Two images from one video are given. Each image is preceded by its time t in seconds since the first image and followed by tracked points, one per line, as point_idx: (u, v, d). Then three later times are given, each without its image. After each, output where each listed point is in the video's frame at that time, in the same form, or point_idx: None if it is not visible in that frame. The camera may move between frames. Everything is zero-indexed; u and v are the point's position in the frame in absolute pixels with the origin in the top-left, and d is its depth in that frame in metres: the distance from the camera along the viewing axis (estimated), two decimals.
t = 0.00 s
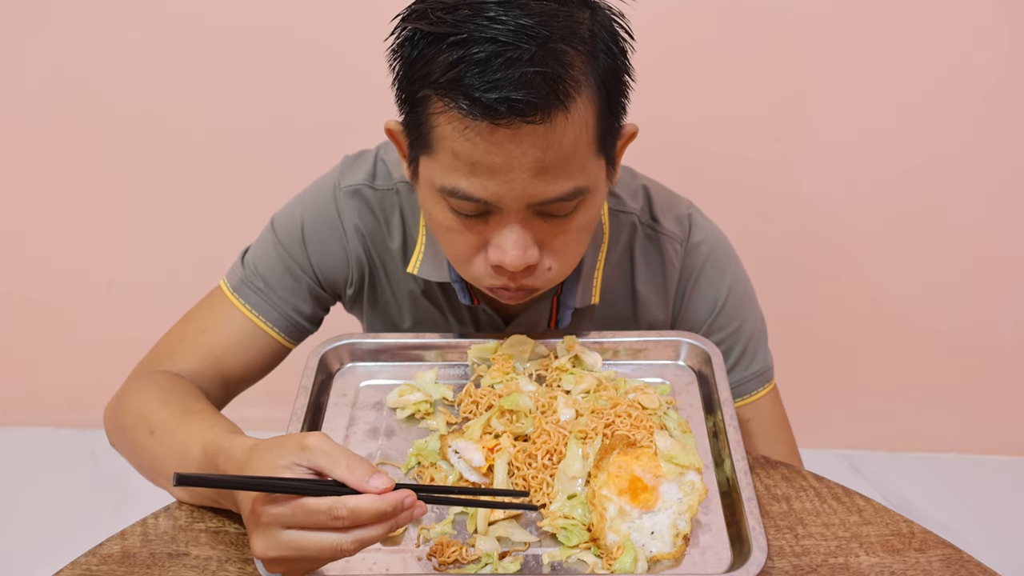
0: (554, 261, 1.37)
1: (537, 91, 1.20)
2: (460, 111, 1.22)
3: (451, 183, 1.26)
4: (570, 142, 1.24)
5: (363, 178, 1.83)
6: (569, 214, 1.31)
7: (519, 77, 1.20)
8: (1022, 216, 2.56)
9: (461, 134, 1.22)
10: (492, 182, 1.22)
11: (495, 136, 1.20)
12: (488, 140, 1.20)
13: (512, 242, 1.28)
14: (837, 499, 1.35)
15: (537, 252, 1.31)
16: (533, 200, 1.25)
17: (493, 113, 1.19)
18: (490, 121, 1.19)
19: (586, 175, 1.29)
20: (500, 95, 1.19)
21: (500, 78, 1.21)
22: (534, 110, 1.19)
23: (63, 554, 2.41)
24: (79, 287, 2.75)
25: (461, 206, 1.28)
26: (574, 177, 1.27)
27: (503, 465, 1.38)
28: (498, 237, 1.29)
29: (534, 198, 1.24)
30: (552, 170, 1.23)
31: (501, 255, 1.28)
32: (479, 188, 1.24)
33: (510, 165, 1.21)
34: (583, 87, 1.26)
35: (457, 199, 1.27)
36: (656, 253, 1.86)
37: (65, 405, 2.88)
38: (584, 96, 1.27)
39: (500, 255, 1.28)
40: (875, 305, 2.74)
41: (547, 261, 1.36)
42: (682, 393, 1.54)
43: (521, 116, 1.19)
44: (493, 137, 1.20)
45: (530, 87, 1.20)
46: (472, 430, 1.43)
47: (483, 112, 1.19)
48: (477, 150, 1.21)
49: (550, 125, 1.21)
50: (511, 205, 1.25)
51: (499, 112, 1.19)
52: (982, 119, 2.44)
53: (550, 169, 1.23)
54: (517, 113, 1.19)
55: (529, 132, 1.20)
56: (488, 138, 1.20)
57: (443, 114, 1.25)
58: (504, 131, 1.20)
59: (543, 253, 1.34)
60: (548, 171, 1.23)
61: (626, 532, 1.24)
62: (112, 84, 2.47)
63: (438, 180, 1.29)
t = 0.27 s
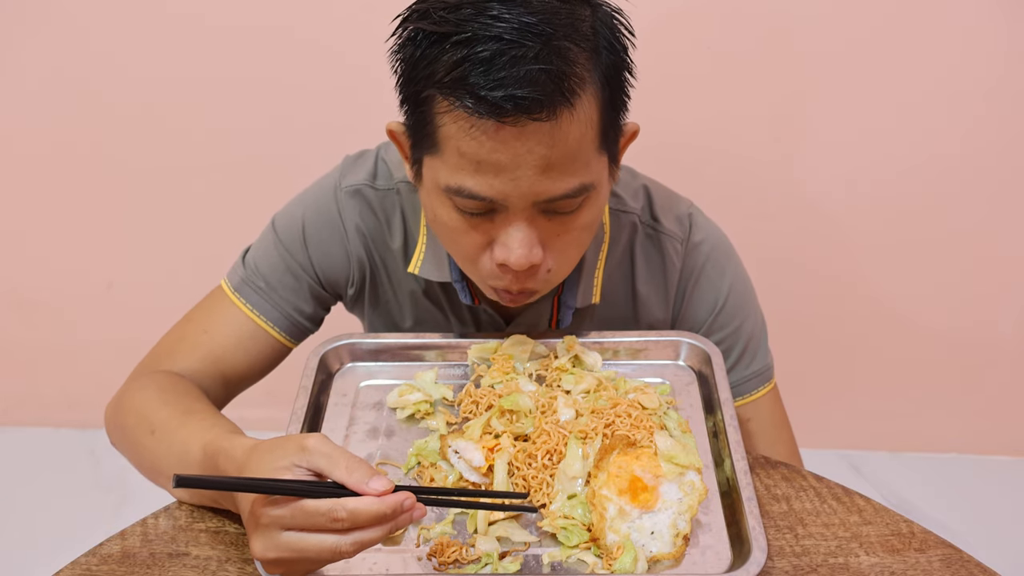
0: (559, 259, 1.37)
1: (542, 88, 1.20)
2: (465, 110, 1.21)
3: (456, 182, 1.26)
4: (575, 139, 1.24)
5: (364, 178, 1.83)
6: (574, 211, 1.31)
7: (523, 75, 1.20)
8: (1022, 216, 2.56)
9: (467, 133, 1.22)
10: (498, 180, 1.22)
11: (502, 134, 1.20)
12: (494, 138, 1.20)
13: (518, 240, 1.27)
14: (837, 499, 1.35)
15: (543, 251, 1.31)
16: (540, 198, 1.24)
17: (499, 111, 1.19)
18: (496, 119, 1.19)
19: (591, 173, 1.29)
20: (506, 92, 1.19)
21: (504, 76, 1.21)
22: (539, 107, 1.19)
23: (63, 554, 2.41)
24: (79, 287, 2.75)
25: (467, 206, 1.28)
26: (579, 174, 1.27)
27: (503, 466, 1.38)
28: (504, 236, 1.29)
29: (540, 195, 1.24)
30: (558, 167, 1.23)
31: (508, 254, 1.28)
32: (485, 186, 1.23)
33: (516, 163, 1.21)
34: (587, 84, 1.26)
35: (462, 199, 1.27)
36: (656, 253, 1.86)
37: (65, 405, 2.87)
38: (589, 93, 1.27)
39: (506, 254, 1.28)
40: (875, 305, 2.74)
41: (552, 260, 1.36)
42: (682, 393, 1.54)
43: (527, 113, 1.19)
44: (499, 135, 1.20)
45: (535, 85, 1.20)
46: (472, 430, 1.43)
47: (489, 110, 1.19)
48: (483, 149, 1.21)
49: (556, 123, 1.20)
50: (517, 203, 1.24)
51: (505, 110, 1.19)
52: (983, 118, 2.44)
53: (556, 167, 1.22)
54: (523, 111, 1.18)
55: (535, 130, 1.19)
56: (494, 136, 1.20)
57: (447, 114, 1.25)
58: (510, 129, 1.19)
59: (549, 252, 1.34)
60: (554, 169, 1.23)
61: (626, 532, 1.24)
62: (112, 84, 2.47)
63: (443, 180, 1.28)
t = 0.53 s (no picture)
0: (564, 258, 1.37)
1: (547, 87, 1.20)
2: (470, 110, 1.22)
3: (462, 183, 1.26)
4: (581, 138, 1.24)
5: (365, 178, 1.83)
6: (580, 209, 1.31)
7: (528, 74, 1.20)
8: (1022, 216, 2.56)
9: (472, 133, 1.22)
10: (505, 180, 1.22)
11: (508, 134, 1.20)
12: (500, 138, 1.20)
13: (524, 239, 1.27)
14: (837, 499, 1.35)
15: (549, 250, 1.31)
16: (546, 197, 1.24)
17: (505, 111, 1.19)
18: (502, 119, 1.19)
19: (596, 171, 1.29)
20: (511, 92, 1.19)
21: (509, 76, 1.21)
22: (545, 106, 1.19)
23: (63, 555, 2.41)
24: (79, 287, 2.75)
25: (473, 206, 1.28)
26: (585, 172, 1.27)
27: (503, 466, 1.38)
28: (510, 236, 1.29)
29: (546, 194, 1.24)
30: (564, 166, 1.23)
31: (514, 254, 1.28)
32: (491, 186, 1.23)
33: (523, 163, 1.21)
34: (591, 82, 1.26)
35: (468, 199, 1.27)
36: (656, 253, 1.86)
37: (65, 405, 2.87)
38: (593, 91, 1.27)
39: (513, 253, 1.28)
40: (875, 305, 2.74)
41: (557, 259, 1.36)
42: (682, 393, 1.54)
43: (533, 112, 1.19)
44: (505, 134, 1.20)
45: (540, 84, 1.20)
46: (472, 430, 1.43)
47: (495, 110, 1.19)
48: (489, 148, 1.21)
49: (562, 121, 1.20)
50: (523, 202, 1.25)
51: (511, 110, 1.19)
52: (983, 118, 2.44)
53: (562, 165, 1.23)
54: (530, 110, 1.19)
55: (541, 129, 1.19)
56: (500, 136, 1.20)
57: (452, 114, 1.25)
58: (516, 128, 1.19)
59: (555, 251, 1.34)
60: (560, 167, 1.23)
61: (626, 532, 1.24)
62: (112, 84, 2.47)
63: (449, 181, 1.28)
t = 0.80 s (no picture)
0: (567, 257, 1.38)
1: (551, 85, 1.20)
2: (474, 110, 1.21)
3: (465, 183, 1.26)
4: (584, 136, 1.24)
5: (365, 178, 1.83)
6: (584, 208, 1.31)
7: (531, 73, 1.20)
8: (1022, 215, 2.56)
9: (476, 133, 1.22)
10: (509, 179, 1.22)
11: (512, 133, 1.20)
12: (505, 137, 1.20)
13: (528, 239, 1.27)
14: (837, 499, 1.35)
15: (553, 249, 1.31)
16: (550, 195, 1.24)
17: (509, 110, 1.19)
18: (506, 118, 1.19)
19: (600, 169, 1.29)
20: (515, 90, 1.19)
21: (513, 75, 1.21)
22: (549, 104, 1.19)
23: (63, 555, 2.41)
24: (79, 287, 2.75)
25: (477, 206, 1.28)
26: (589, 171, 1.27)
27: (503, 466, 1.38)
28: (515, 235, 1.29)
29: (550, 193, 1.24)
30: (569, 164, 1.23)
31: (519, 253, 1.28)
32: (496, 186, 1.23)
33: (527, 161, 1.21)
34: (594, 80, 1.27)
35: (472, 199, 1.27)
36: (657, 253, 1.86)
37: (65, 405, 2.87)
38: (595, 89, 1.27)
39: (517, 253, 1.28)
40: (875, 305, 2.74)
41: (561, 258, 1.36)
42: (682, 393, 1.54)
43: (537, 111, 1.19)
44: (510, 133, 1.20)
45: (544, 82, 1.20)
46: (472, 430, 1.43)
47: (499, 109, 1.19)
48: (494, 148, 1.21)
49: (566, 120, 1.20)
50: (528, 201, 1.25)
51: (515, 109, 1.19)
52: (983, 118, 2.44)
53: (566, 163, 1.23)
54: (534, 109, 1.19)
55: (545, 127, 1.19)
56: (504, 135, 1.20)
57: (455, 114, 1.25)
58: (520, 127, 1.19)
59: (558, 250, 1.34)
60: (565, 165, 1.23)
61: (626, 532, 1.24)
62: (112, 84, 2.47)
63: (452, 181, 1.28)
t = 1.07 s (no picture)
0: (569, 254, 1.37)
1: (554, 82, 1.20)
2: (477, 107, 1.21)
3: (468, 180, 1.26)
4: (587, 133, 1.24)
5: (365, 178, 1.83)
6: (586, 205, 1.31)
7: (535, 70, 1.20)
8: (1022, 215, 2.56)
9: (479, 130, 1.22)
10: (513, 176, 1.22)
11: (516, 130, 1.19)
12: (508, 134, 1.20)
13: (531, 236, 1.27)
14: (837, 499, 1.35)
15: (555, 246, 1.31)
16: (553, 192, 1.24)
17: (513, 106, 1.19)
18: (510, 115, 1.19)
19: (602, 166, 1.29)
20: (518, 87, 1.19)
21: (516, 72, 1.21)
22: (553, 101, 1.19)
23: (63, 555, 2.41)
24: (79, 287, 2.75)
25: (480, 203, 1.28)
26: (591, 168, 1.27)
27: (503, 466, 1.38)
28: (517, 232, 1.29)
29: (553, 190, 1.24)
30: (571, 161, 1.23)
31: (521, 250, 1.28)
32: (499, 183, 1.23)
33: (530, 158, 1.20)
34: (596, 77, 1.27)
35: (475, 196, 1.26)
36: (656, 253, 1.86)
37: (65, 405, 2.87)
38: (598, 86, 1.27)
39: (520, 250, 1.28)
40: (875, 305, 2.74)
41: (563, 256, 1.36)
42: (682, 393, 1.54)
43: (540, 107, 1.19)
44: (513, 130, 1.19)
45: (547, 79, 1.20)
46: (472, 430, 1.43)
47: (502, 106, 1.19)
48: (497, 145, 1.21)
49: (569, 116, 1.20)
50: (530, 199, 1.24)
51: (518, 105, 1.18)
52: (983, 118, 2.44)
53: (570, 160, 1.23)
54: (537, 105, 1.18)
55: (548, 124, 1.19)
56: (508, 132, 1.20)
57: (458, 111, 1.25)
58: (524, 124, 1.19)
59: (561, 247, 1.34)
60: (568, 162, 1.23)
61: (626, 531, 1.24)
62: (112, 84, 2.47)
63: (455, 179, 1.28)
